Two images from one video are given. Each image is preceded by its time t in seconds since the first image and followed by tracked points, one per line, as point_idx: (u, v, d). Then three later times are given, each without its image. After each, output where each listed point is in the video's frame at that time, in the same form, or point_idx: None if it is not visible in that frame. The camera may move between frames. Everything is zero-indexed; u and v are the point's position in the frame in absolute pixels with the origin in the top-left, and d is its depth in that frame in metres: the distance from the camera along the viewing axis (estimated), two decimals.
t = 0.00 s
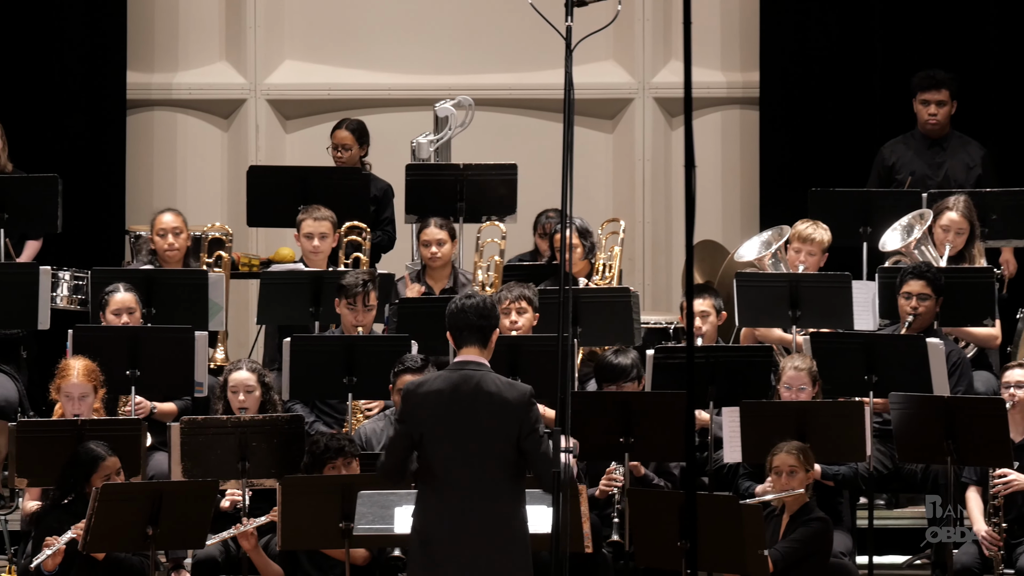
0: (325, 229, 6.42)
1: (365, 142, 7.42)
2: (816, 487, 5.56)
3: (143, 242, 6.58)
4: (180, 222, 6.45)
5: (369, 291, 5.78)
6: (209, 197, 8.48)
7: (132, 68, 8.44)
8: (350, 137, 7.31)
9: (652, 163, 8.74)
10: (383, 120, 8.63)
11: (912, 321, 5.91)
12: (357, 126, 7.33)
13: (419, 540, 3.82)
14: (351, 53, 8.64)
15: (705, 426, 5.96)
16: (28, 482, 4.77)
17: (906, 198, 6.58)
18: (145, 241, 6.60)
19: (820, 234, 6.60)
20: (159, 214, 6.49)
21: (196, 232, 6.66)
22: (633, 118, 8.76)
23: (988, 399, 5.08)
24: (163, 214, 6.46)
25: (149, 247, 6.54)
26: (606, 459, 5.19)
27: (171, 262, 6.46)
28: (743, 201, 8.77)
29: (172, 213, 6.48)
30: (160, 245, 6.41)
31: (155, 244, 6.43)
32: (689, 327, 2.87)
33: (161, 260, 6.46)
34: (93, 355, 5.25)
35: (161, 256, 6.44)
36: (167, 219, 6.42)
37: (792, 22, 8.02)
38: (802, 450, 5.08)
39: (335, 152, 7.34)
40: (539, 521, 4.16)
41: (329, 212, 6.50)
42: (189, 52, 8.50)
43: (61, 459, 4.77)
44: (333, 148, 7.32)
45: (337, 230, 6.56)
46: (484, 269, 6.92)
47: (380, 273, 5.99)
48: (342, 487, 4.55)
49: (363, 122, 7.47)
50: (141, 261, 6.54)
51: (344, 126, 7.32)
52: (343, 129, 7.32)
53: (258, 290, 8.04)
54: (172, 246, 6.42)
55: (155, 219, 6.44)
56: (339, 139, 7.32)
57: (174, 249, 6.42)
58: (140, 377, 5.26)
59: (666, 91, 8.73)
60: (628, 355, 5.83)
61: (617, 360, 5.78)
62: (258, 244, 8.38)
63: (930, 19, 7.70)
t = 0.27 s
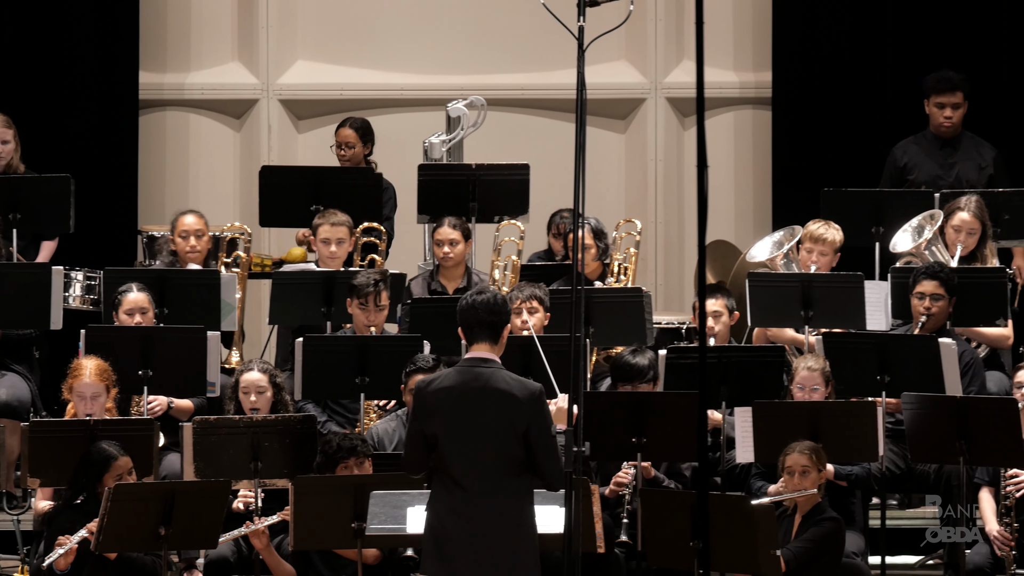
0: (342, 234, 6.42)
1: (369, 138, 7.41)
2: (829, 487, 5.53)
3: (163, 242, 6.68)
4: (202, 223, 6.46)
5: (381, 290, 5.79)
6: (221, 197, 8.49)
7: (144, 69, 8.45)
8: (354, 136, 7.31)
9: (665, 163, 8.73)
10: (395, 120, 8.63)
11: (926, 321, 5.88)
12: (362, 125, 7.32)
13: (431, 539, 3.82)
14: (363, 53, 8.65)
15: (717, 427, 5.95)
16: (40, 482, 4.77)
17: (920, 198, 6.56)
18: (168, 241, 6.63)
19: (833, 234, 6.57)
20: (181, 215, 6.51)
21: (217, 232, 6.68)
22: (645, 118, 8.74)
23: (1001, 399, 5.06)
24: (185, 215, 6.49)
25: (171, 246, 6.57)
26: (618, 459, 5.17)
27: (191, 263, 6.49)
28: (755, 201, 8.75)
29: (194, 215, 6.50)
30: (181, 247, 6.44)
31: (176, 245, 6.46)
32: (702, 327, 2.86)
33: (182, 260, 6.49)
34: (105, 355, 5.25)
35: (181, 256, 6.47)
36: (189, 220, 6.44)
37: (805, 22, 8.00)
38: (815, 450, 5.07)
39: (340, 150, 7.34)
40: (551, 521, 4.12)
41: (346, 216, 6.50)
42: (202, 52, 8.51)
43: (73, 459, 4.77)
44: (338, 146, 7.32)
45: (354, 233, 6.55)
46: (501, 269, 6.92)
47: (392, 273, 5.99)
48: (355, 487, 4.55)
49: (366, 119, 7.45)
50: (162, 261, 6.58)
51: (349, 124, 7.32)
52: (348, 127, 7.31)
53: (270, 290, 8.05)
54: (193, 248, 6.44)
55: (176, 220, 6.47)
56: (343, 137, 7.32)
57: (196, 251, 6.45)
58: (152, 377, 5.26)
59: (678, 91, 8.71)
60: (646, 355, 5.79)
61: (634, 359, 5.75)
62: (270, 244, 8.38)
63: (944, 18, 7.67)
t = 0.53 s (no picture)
0: (362, 235, 6.43)
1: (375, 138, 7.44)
2: (843, 487, 5.51)
3: (189, 243, 6.68)
4: (229, 224, 6.47)
5: (397, 290, 5.77)
6: (236, 198, 8.50)
7: (160, 69, 8.46)
8: (363, 134, 7.33)
9: (680, 163, 8.70)
10: (409, 120, 8.63)
11: (941, 322, 5.85)
12: (369, 123, 7.35)
13: (444, 539, 3.81)
14: (377, 53, 8.64)
15: (732, 427, 5.93)
16: (55, 482, 4.78)
17: (936, 198, 6.53)
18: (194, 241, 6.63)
19: (847, 234, 6.57)
20: (208, 215, 6.51)
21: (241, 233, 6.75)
22: (660, 118, 8.72)
23: (1017, 399, 5.03)
24: (212, 215, 6.49)
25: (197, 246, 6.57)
26: (632, 460, 5.16)
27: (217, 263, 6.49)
28: (771, 201, 8.72)
29: (222, 215, 6.50)
30: (208, 247, 6.44)
31: (203, 245, 6.45)
32: (718, 328, 2.84)
33: (208, 260, 6.49)
34: (120, 355, 5.26)
35: (207, 256, 6.47)
36: (217, 220, 6.45)
37: (821, 21, 7.96)
38: (829, 450, 5.04)
39: (347, 148, 7.34)
40: (565, 521, 4.11)
41: (365, 216, 6.50)
42: (217, 52, 8.51)
43: (87, 459, 4.77)
44: (346, 144, 7.32)
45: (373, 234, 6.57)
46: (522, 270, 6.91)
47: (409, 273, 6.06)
48: (368, 488, 4.55)
49: (372, 119, 7.50)
50: (189, 260, 6.59)
51: (356, 122, 7.34)
52: (355, 126, 7.34)
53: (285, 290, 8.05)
54: (220, 249, 6.44)
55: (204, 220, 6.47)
56: (350, 135, 7.33)
57: (222, 251, 6.45)
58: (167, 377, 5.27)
59: (694, 91, 8.69)
60: (666, 354, 5.75)
61: (654, 358, 5.70)
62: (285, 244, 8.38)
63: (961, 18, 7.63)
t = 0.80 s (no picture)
0: (376, 234, 6.44)
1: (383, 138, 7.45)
2: (857, 488, 5.49)
3: (208, 242, 6.72)
4: (249, 225, 6.49)
5: (412, 291, 5.75)
6: (250, 198, 8.51)
7: (174, 69, 8.47)
8: (372, 133, 7.33)
9: (694, 163, 8.69)
10: (423, 120, 8.64)
11: (956, 322, 5.82)
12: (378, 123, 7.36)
13: (454, 540, 3.81)
14: (391, 53, 8.65)
15: (746, 427, 5.90)
16: (69, 482, 4.79)
17: (951, 198, 6.50)
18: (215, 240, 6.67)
19: (861, 234, 6.52)
20: (228, 214, 6.53)
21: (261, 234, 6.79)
22: (674, 118, 8.70)
23: None
24: (233, 215, 6.51)
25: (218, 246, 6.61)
26: (647, 460, 5.15)
27: (236, 263, 6.52)
28: (785, 202, 8.70)
29: (242, 215, 6.52)
30: (227, 247, 6.46)
31: (222, 245, 6.48)
32: (732, 328, 2.81)
33: (227, 260, 6.52)
34: (134, 354, 5.27)
35: (226, 256, 6.49)
36: (237, 221, 6.46)
37: (835, 20, 7.94)
38: (842, 450, 5.03)
39: (355, 147, 7.34)
40: (579, 521, 4.11)
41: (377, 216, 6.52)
42: (231, 52, 8.53)
43: (101, 458, 4.79)
44: (354, 144, 7.32)
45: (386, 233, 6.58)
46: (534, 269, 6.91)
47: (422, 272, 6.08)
48: (383, 488, 4.54)
49: (380, 120, 7.51)
50: (209, 260, 6.63)
51: (365, 122, 7.34)
52: (364, 126, 7.34)
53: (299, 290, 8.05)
54: (239, 249, 6.47)
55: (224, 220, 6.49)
56: (359, 135, 7.34)
57: (242, 251, 6.48)
58: (181, 378, 5.28)
59: (708, 91, 8.68)
60: (684, 356, 5.63)
61: (673, 360, 5.59)
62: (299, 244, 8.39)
63: (977, 17, 7.60)
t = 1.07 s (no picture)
0: (389, 232, 6.38)
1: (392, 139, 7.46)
2: (869, 488, 5.48)
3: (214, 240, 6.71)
4: (254, 222, 6.47)
5: (424, 291, 5.75)
6: (262, 198, 8.52)
7: (186, 69, 8.49)
8: (378, 133, 7.34)
9: (706, 163, 8.68)
10: (435, 120, 8.65)
11: (968, 322, 5.81)
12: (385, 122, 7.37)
13: (463, 539, 3.81)
14: (403, 54, 8.66)
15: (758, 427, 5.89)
16: (81, 482, 4.81)
17: (964, 198, 6.49)
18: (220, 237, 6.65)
19: (873, 234, 6.51)
20: (234, 211, 6.51)
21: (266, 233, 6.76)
22: (686, 118, 8.70)
23: None
24: (237, 212, 6.49)
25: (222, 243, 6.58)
26: (659, 459, 5.15)
27: (240, 261, 6.49)
28: (797, 202, 8.69)
29: (247, 212, 6.50)
30: (232, 244, 6.45)
31: (226, 241, 6.46)
32: (744, 328, 2.80)
33: (231, 257, 6.49)
34: (146, 354, 5.29)
35: (231, 253, 6.47)
36: (242, 218, 6.45)
37: (847, 20, 7.95)
38: (854, 450, 5.02)
39: (363, 147, 7.35)
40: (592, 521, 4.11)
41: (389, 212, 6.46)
42: (243, 52, 8.54)
43: (113, 458, 4.80)
44: (362, 144, 7.33)
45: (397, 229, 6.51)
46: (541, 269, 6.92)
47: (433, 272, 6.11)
48: (395, 488, 4.55)
49: (388, 121, 7.52)
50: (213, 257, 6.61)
51: (372, 122, 7.36)
52: (372, 126, 7.35)
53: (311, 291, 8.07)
54: (244, 246, 6.45)
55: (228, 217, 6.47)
56: (367, 135, 7.35)
57: (246, 248, 6.46)
58: (193, 377, 5.30)
59: (720, 91, 8.67)
60: (700, 356, 5.66)
61: (689, 361, 5.59)
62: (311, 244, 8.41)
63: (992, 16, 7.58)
